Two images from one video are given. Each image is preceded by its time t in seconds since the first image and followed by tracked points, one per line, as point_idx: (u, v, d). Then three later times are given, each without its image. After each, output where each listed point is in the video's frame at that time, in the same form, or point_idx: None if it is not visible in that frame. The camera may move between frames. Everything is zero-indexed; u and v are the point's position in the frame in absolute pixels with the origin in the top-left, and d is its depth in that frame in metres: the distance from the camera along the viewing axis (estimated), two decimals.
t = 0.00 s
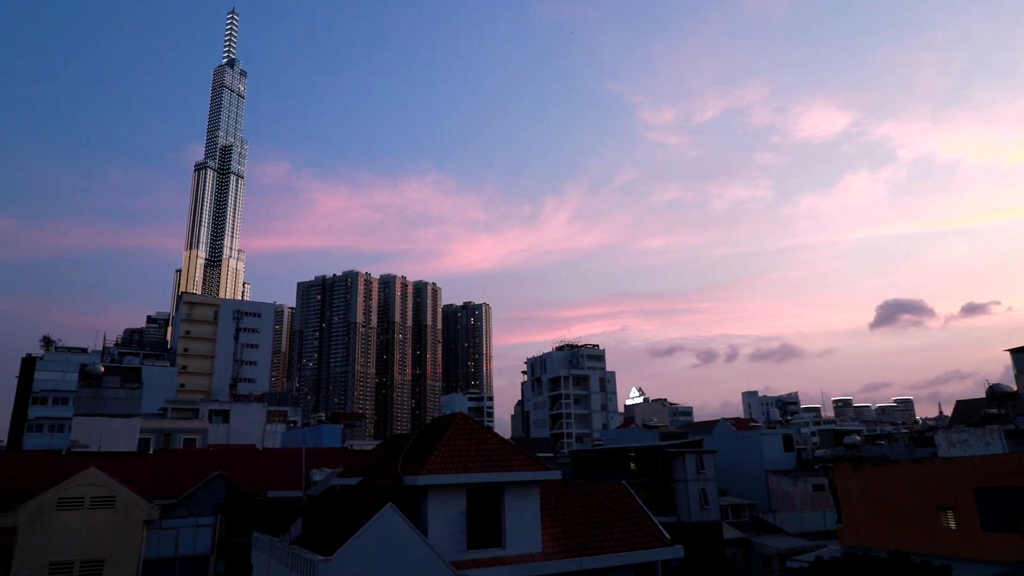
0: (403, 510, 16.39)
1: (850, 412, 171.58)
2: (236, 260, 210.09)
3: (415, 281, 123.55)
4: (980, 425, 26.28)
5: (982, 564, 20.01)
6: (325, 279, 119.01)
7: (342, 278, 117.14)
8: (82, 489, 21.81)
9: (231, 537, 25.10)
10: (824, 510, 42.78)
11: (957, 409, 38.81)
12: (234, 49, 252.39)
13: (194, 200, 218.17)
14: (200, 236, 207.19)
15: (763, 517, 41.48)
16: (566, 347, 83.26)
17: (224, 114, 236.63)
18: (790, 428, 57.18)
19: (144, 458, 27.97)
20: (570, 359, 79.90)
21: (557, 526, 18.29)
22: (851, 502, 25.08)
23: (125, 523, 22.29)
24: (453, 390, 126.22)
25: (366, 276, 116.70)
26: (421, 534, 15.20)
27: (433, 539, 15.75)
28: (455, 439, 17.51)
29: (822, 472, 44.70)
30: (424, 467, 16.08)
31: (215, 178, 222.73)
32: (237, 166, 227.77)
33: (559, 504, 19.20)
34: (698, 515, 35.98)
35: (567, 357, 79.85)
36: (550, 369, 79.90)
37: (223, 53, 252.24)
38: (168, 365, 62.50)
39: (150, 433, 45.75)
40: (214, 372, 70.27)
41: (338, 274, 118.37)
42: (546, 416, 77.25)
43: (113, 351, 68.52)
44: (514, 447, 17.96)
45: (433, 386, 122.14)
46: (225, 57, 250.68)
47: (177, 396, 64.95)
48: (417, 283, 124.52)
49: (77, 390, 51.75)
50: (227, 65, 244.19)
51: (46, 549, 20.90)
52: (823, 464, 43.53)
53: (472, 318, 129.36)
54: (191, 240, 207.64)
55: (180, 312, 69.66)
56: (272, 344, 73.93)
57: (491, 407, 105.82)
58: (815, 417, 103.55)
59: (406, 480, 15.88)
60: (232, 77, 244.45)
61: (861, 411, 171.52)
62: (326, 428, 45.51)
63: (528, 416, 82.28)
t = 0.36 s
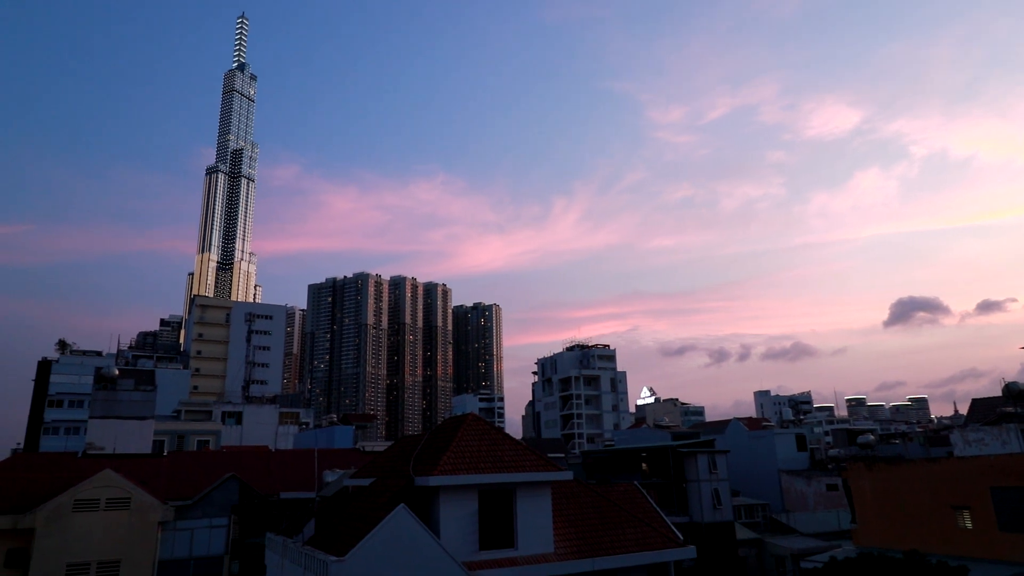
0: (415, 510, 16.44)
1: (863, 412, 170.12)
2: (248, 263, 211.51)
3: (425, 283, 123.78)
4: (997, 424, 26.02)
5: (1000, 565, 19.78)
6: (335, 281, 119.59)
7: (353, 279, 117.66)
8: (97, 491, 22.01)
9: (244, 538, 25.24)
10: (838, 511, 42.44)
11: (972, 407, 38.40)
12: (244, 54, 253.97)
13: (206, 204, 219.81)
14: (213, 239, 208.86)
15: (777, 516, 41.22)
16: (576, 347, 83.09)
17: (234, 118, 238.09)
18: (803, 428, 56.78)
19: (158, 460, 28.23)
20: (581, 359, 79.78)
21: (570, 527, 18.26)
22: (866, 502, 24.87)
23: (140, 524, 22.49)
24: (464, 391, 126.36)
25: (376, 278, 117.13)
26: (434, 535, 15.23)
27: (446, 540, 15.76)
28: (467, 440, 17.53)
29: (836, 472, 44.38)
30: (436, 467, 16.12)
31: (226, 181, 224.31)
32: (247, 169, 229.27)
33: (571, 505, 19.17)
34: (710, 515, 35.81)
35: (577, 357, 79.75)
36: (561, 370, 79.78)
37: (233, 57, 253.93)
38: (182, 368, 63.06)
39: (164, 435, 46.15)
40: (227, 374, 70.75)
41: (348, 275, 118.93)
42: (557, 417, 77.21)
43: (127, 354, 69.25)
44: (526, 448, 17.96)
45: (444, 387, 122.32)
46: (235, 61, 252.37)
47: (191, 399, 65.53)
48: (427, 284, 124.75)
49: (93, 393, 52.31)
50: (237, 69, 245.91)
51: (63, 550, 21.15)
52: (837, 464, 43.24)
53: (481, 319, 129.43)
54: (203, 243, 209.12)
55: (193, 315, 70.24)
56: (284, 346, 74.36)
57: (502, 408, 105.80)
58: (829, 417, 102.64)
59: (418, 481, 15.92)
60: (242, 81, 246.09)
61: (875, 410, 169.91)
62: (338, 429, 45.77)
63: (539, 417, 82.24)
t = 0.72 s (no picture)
0: (428, 510, 16.49)
1: (879, 411, 168.37)
2: (261, 265, 213.10)
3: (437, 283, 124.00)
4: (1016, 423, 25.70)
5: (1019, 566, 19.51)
6: (348, 282, 120.19)
7: (365, 280, 118.16)
8: (116, 491, 22.30)
9: (259, 538, 25.43)
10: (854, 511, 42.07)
11: (990, 407, 37.90)
12: (257, 57, 255.76)
13: (220, 206, 221.72)
14: (226, 241, 210.67)
15: (791, 517, 40.94)
16: (588, 347, 82.91)
17: (247, 120, 239.87)
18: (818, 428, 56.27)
19: (175, 460, 28.54)
20: (593, 359, 79.64)
21: (582, 527, 18.23)
22: (882, 502, 24.64)
23: (158, 523, 22.74)
24: (476, 391, 126.50)
25: (388, 278, 117.54)
26: (447, 535, 15.26)
27: (460, 539, 15.82)
28: (479, 440, 17.56)
29: (851, 472, 44.00)
30: (449, 467, 16.17)
31: (239, 183, 226.10)
32: (260, 172, 231.02)
33: (583, 505, 19.14)
34: (724, 515, 35.62)
35: (589, 357, 79.61)
36: (573, 369, 79.68)
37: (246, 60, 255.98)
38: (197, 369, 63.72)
39: (180, 436, 46.59)
40: (241, 375, 71.29)
41: (360, 276, 119.47)
42: (569, 417, 77.11)
43: (143, 355, 70.02)
44: (538, 448, 17.95)
45: (456, 387, 122.50)
46: (248, 64, 254.31)
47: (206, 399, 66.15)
48: (439, 285, 124.97)
49: (110, 394, 52.98)
50: (249, 72, 247.86)
51: (82, 548, 21.46)
52: (852, 464, 42.87)
53: (493, 319, 129.51)
54: (217, 245, 210.97)
55: (208, 316, 70.89)
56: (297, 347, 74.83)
57: (515, 408, 105.72)
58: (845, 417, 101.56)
59: (431, 480, 15.97)
60: (254, 84, 248.02)
61: (891, 410, 168.02)
62: (352, 429, 45.95)
63: (552, 417, 82.14)
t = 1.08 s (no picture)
0: (442, 510, 16.52)
1: (896, 408, 166.71)
2: (274, 266, 214.46)
3: (449, 283, 124.15)
4: None
5: None
6: (360, 283, 120.72)
7: (377, 281, 118.60)
8: (133, 491, 22.54)
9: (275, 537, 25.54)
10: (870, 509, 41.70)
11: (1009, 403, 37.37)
12: (268, 59, 257.24)
13: (233, 208, 223.34)
14: (239, 242, 212.19)
15: (806, 515, 40.65)
16: (600, 345, 82.72)
17: (259, 123, 241.38)
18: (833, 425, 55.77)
19: (191, 461, 28.80)
20: (605, 358, 79.47)
21: (596, 526, 18.18)
22: (899, 500, 24.32)
23: (174, 523, 22.95)
24: (488, 391, 126.58)
25: (400, 279, 117.86)
26: (461, 535, 15.28)
27: (474, 538, 15.84)
28: (492, 440, 17.57)
29: (867, 470, 43.61)
30: (462, 466, 16.19)
31: (252, 185, 227.61)
32: (272, 173, 232.44)
33: (597, 504, 19.09)
34: (738, 514, 35.41)
35: (601, 356, 79.41)
36: (585, 368, 79.48)
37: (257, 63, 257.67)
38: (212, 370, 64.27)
39: (196, 436, 46.94)
40: (255, 376, 71.77)
41: (372, 277, 119.90)
42: (582, 416, 76.95)
43: (159, 357, 70.74)
44: (552, 447, 17.93)
45: (468, 387, 122.63)
46: (259, 67, 255.94)
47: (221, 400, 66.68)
48: (451, 284, 125.13)
49: (127, 396, 53.56)
50: (261, 74, 249.60)
51: (100, 548, 21.74)
52: (868, 462, 42.50)
53: (505, 319, 129.49)
54: (231, 247, 212.52)
55: (222, 317, 71.49)
56: (310, 347, 75.24)
57: (527, 407, 105.61)
58: (860, 414, 100.58)
59: (445, 480, 16.00)
60: (266, 87, 249.64)
61: (907, 407, 166.29)
62: (365, 429, 46.11)
63: (564, 415, 82.04)
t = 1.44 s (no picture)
0: (454, 507, 16.56)
1: (910, 405, 165.20)
2: (286, 265, 215.78)
3: (460, 281, 124.32)
4: None
5: None
6: (371, 281, 121.22)
7: (388, 279, 119.01)
8: (149, 488, 22.81)
9: (289, 534, 25.58)
10: (885, 507, 41.37)
11: None
12: (278, 59, 258.41)
13: (245, 207, 224.90)
14: (252, 242, 213.67)
15: (820, 513, 40.39)
16: (611, 343, 82.54)
17: (270, 122, 242.81)
18: (848, 423, 55.30)
19: (207, 458, 29.09)
20: (617, 355, 79.32)
21: (608, 523, 18.16)
22: (915, 498, 24.09)
23: (189, 520, 23.19)
24: (499, 388, 126.71)
25: (411, 277, 118.18)
26: (473, 532, 15.31)
27: (486, 535, 15.89)
28: (504, 437, 17.58)
29: (881, 467, 43.27)
30: (474, 464, 16.22)
31: (263, 185, 229.04)
32: (284, 173, 233.76)
33: (609, 501, 19.06)
34: (751, 511, 35.24)
35: (613, 353, 79.28)
36: (597, 366, 79.29)
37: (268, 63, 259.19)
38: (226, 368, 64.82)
39: (210, 434, 47.27)
40: (268, 374, 72.28)
41: (383, 275, 120.32)
42: (593, 413, 76.86)
43: (173, 355, 71.43)
44: (563, 444, 17.92)
45: (479, 384, 122.80)
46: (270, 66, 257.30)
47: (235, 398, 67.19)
48: (461, 282, 125.28)
49: (142, 394, 54.15)
50: (272, 74, 251.00)
51: (117, 544, 22.03)
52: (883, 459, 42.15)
53: (516, 316, 129.40)
54: (243, 246, 214.00)
55: (235, 316, 72.12)
56: (323, 345, 75.60)
57: (538, 405, 105.60)
58: (875, 411, 99.69)
59: (457, 477, 16.05)
60: (277, 86, 250.90)
61: (923, 404, 164.70)
62: (378, 427, 46.30)
63: (576, 413, 81.97)
